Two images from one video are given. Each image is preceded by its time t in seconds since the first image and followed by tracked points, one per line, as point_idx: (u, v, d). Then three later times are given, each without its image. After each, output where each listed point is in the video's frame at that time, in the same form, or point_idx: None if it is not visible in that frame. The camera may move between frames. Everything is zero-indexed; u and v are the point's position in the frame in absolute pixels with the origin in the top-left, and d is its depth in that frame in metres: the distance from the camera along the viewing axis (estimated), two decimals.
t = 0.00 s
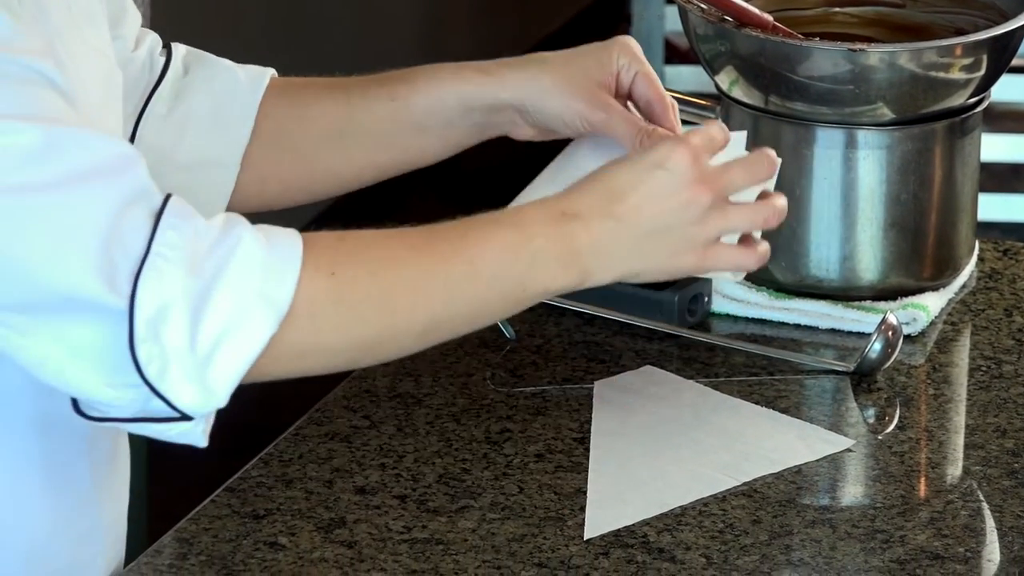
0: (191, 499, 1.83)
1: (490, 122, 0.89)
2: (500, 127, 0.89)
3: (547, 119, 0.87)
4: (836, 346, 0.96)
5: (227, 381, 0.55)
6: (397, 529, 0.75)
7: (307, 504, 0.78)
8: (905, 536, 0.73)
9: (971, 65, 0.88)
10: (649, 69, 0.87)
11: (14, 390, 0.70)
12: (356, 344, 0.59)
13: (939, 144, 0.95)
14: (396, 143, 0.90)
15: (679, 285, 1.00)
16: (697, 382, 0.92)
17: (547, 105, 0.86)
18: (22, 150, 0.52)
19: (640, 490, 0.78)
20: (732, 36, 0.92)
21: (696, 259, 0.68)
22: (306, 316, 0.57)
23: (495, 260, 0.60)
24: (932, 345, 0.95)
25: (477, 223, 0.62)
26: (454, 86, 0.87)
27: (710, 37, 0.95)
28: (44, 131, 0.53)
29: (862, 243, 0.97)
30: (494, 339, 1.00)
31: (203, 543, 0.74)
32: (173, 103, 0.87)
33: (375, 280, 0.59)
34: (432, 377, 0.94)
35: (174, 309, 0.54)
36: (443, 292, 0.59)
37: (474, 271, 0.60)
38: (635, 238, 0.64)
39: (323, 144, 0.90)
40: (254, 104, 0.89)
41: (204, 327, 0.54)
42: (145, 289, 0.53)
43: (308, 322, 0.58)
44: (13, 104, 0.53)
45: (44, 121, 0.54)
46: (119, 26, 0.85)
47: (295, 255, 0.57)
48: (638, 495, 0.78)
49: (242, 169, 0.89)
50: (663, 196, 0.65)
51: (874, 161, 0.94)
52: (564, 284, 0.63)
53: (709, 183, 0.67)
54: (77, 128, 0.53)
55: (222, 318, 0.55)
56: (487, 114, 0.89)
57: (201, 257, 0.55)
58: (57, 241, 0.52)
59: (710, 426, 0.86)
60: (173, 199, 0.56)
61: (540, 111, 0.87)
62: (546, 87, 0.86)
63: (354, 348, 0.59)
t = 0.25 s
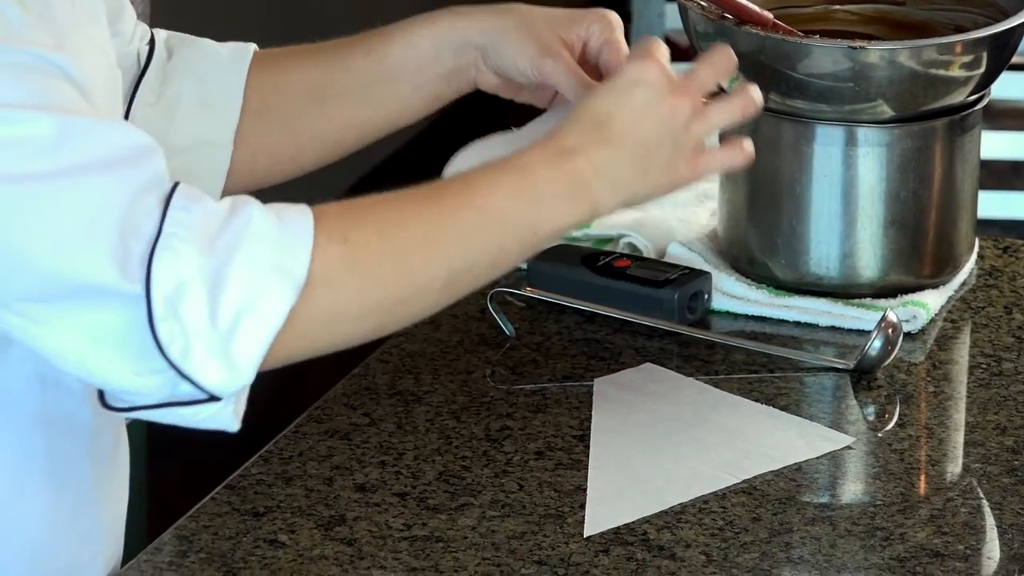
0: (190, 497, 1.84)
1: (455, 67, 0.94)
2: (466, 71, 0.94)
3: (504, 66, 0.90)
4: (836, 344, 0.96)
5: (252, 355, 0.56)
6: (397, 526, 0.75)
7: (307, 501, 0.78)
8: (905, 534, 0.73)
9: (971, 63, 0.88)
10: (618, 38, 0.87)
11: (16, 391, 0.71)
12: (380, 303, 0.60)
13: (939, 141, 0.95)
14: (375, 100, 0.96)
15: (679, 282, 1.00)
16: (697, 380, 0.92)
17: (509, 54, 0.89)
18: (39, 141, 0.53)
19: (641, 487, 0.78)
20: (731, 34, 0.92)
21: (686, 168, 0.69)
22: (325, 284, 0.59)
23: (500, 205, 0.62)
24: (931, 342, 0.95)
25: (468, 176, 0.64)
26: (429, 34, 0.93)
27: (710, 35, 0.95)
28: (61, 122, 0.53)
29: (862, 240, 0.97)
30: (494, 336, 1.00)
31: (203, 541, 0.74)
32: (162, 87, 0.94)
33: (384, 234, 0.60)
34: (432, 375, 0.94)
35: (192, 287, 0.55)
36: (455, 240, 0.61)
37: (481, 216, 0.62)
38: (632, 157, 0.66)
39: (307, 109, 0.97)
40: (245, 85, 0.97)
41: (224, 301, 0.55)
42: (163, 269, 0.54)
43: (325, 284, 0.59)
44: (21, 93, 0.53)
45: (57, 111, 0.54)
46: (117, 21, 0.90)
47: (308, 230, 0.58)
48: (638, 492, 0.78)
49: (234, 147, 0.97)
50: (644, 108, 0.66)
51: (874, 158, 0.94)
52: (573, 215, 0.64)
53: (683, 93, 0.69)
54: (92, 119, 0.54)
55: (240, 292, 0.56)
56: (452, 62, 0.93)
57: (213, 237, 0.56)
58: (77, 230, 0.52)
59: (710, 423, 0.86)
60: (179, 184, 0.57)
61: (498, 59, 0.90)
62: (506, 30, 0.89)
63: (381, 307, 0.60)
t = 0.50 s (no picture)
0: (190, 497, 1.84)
1: (450, 42, 0.98)
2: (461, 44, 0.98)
3: (491, 40, 0.94)
4: (836, 342, 0.96)
5: (283, 298, 0.58)
6: (398, 524, 0.75)
7: (308, 499, 0.78)
8: (905, 532, 0.73)
9: (971, 61, 0.88)
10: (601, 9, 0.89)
11: (20, 390, 0.72)
12: (408, 239, 0.62)
13: (939, 139, 0.95)
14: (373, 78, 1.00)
15: (679, 280, 1.00)
16: (697, 378, 0.92)
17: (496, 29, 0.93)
18: (52, 100, 0.55)
19: (641, 485, 0.79)
20: (731, 32, 0.92)
21: (673, 98, 0.72)
22: (349, 227, 0.61)
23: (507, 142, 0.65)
24: (931, 340, 0.95)
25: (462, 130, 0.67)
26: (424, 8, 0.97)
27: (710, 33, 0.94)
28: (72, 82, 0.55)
29: (862, 238, 0.97)
30: (494, 334, 1.00)
31: (204, 539, 0.74)
32: (165, 77, 0.98)
33: (397, 176, 0.63)
34: (432, 372, 0.94)
35: (218, 231, 0.57)
36: (470, 176, 0.64)
37: (489, 154, 0.65)
38: (621, 93, 0.69)
39: (310, 92, 1.00)
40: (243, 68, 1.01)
41: (248, 244, 0.57)
42: (188, 215, 0.56)
43: (348, 224, 0.61)
44: (28, 59, 0.55)
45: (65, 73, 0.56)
46: (120, 17, 0.93)
47: (324, 180, 0.61)
48: (638, 490, 0.78)
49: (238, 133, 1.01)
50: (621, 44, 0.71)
51: (874, 156, 0.94)
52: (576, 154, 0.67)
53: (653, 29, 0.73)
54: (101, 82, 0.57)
55: (264, 235, 0.58)
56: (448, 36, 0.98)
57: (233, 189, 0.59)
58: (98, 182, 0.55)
59: (711, 421, 0.86)
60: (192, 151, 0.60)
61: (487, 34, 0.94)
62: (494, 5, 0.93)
63: (410, 245, 0.62)
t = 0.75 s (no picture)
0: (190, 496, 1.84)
1: (455, 47, 0.99)
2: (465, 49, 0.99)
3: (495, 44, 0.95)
4: (836, 341, 0.96)
5: (282, 301, 0.58)
6: (397, 524, 0.75)
7: (307, 499, 0.78)
8: (905, 531, 0.73)
9: (970, 60, 0.88)
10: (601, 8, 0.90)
11: (19, 391, 0.72)
12: (409, 242, 0.61)
13: (939, 139, 0.95)
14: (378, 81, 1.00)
15: (678, 281, 1.00)
16: (697, 377, 0.92)
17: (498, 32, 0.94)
18: (52, 101, 0.55)
19: (640, 485, 0.78)
20: (731, 32, 0.92)
21: (672, 103, 0.73)
22: (349, 230, 0.60)
23: (509, 147, 0.65)
24: (931, 340, 0.95)
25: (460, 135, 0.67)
26: (428, 13, 0.98)
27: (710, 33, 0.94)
28: (73, 83, 0.55)
29: (862, 238, 0.97)
30: (494, 334, 1.00)
31: (203, 539, 0.74)
32: (169, 78, 0.98)
33: (398, 178, 0.62)
34: (432, 372, 0.94)
35: (217, 234, 0.57)
36: (471, 180, 0.64)
37: (490, 159, 0.65)
38: (620, 100, 0.70)
39: (313, 93, 1.00)
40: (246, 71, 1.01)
41: (248, 246, 0.57)
42: (187, 217, 0.56)
43: (348, 227, 0.60)
44: (28, 58, 0.55)
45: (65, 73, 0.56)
46: (121, 17, 0.94)
47: (325, 181, 0.61)
48: (638, 490, 0.78)
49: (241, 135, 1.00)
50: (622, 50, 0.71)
51: (874, 156, 0.94)
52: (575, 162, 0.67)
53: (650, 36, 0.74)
54: (102, 84, 0.56)
55: (264, 238, 0.58)
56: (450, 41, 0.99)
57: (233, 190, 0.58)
58: (97, 184, 0.55)
59: (710, 421, 0.86)
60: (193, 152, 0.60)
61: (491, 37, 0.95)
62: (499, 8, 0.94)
63: (410, 247, 0.61)
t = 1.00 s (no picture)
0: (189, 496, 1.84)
1: (455, 49, 0.99)
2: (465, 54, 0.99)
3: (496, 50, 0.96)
4: (835, 341, 0.96)
5: (282, 294, 0.58)
6: (397, 524, 0.75)
7: (306, 499, 0.78)
8: (904, 531, 0.73)
9: (970, 60, 0.88)
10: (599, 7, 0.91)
11: (17, 390, 0.71)
12: (409, 233, 0.62)
13: (938, 139, 0.95)
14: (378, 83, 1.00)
15: (678, 281, 1.00)
16: (696, 376, 0.92)
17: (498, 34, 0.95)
18: (49, 98, 0.54)
19: (640, 485, 0.78)
20: (731, 32, 0.92)
21: (665, 90, 0.75)
22: (348, 222, 0.61)
23: (505, 138, 0.66)
24: (931, 340, 0.95)
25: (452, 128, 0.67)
26: (428, 16, 0.99)
27: (709, 33, 0.94)
28: (70, 80, 0.55)
29: (862, 237, 0.97)
30: (493, 334, 1.00)
31: (203, 539, 0.74)
32: (168, 80, 0.98)
33: (396, 170, 0.63)
34: (431, 372, 0.94)
35: (216, 228, 0.57)
36: (469, 171, 0.64)
37: (486, 149, 0.65)
38: (612, 88, 0.71)
39: (314, 95, 1.00)
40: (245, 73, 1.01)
41: (247, 241, 0.57)
42: (186, 212, 0.56)
43: (347, 219, 0.61)
44: (26, 55, 0.55)
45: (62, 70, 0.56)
46: (120, 21, 0.94)
47: (322, 176, 0.61)
48: (637, 490, 0.78)
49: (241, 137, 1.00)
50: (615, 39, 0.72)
51: (873, 156, 0.94)
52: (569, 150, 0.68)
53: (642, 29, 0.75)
54: (99, 82, 0.56)
55: (262, 232, 0.58)
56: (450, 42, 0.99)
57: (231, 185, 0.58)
58: (96, 180, 0.55)
59: (710, 420, 0.86)
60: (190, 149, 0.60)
61: (490, 40, 0.96)
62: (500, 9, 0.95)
63: (411, 238, 0.62)
